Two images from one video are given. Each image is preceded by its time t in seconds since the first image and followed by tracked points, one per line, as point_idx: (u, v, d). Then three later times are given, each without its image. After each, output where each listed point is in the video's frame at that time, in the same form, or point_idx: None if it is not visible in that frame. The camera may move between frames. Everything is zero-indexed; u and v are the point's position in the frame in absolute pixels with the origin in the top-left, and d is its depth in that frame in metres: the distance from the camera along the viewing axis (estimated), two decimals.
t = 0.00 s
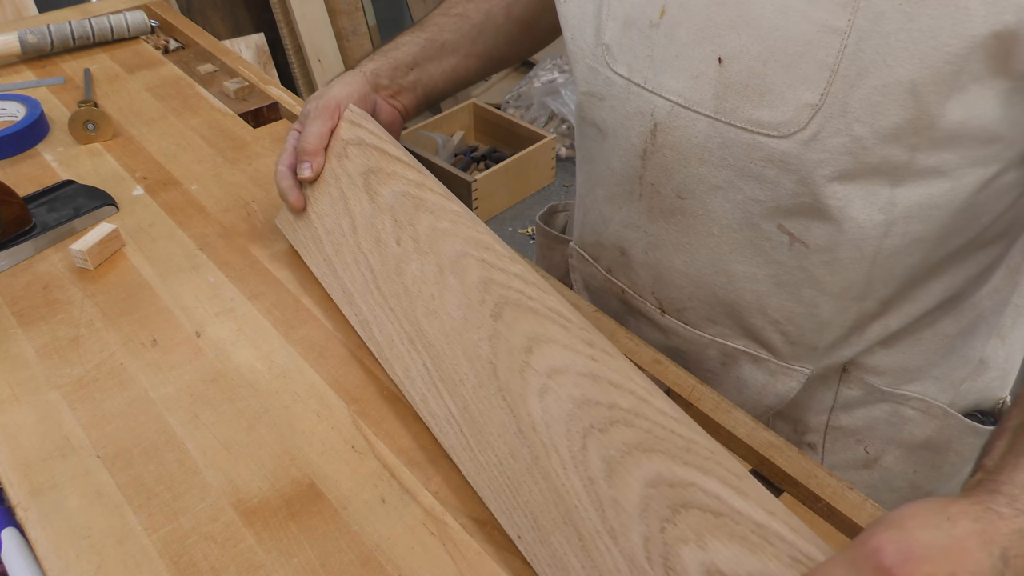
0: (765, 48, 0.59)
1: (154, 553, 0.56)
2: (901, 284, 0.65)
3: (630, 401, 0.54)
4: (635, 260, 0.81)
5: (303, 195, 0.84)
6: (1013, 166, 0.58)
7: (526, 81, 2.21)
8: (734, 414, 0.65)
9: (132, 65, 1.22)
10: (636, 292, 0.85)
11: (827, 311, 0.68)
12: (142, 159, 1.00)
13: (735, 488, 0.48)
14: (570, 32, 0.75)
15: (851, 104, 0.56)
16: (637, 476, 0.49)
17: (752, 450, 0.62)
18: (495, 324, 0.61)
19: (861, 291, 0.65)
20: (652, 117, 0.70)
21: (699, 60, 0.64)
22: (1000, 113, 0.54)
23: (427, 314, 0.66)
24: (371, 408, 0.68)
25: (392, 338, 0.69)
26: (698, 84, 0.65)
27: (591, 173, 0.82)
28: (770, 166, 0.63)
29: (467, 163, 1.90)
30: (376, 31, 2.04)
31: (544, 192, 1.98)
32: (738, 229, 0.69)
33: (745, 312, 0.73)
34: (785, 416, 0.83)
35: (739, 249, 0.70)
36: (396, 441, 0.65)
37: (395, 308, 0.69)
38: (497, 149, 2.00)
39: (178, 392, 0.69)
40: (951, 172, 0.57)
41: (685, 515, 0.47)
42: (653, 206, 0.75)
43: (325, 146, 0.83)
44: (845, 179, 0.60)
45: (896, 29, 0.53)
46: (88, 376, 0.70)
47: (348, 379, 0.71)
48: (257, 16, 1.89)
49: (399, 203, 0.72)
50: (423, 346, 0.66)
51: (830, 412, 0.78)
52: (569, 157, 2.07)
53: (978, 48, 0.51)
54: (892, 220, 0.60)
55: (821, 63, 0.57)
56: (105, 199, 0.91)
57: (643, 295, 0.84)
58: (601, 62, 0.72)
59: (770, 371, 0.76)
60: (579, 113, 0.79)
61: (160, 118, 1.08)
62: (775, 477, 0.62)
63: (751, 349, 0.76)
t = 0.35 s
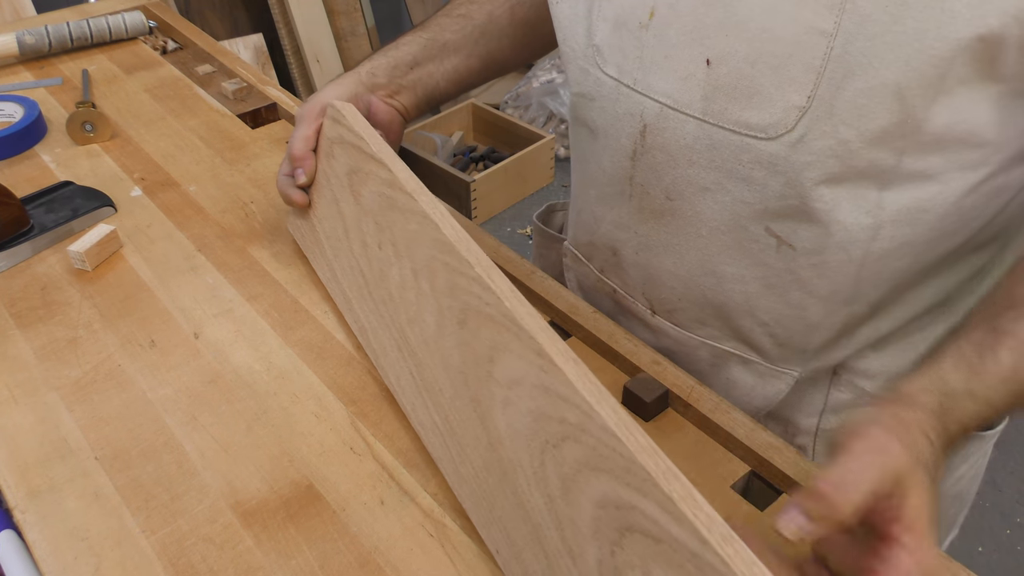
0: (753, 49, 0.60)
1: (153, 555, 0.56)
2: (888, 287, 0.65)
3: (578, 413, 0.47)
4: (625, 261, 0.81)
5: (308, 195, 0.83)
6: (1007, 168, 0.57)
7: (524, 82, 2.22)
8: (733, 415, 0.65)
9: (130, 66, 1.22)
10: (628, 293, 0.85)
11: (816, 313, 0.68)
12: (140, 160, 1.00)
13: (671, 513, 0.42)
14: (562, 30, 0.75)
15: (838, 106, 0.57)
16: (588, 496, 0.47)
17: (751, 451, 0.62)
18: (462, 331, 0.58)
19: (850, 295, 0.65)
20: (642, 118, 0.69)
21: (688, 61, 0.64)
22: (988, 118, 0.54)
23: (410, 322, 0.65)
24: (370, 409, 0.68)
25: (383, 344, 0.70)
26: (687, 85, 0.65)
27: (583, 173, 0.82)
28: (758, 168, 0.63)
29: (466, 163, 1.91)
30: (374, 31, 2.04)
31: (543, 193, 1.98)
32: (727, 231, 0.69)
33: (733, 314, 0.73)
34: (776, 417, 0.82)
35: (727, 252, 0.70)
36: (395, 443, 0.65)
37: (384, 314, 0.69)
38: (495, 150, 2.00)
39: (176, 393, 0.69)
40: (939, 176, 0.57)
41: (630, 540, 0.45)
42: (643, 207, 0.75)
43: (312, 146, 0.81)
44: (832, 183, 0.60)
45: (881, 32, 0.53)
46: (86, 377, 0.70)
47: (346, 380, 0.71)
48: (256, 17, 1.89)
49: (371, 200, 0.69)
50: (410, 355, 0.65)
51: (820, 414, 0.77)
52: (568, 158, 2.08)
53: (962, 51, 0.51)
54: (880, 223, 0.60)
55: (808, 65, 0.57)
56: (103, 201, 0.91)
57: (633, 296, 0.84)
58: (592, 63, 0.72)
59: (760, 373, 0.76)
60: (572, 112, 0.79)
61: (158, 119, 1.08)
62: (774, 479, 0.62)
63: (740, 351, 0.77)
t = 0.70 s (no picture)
0: (757, 50, 0.59)
1: (153, 555, 0.56)
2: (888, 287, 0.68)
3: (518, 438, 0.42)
4: (627, 262, 0.82)
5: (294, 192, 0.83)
6: (1004, 173, 0.60)
7: (529, 79, 2.21)
8: (738, 419, 0.65)
9: (134, 62, 1.22)
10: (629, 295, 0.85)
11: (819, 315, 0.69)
12: (143, 157, 1.00)
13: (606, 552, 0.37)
14: (566, 30, 0.75)
15: (843, 108, 0.57)
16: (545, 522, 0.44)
17: (755, 456, 0.62)
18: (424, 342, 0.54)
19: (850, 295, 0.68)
20: (645, 119, 0.69)
21: (691, 61, 0.64)
22: (992, 119, 0.55)
23: (389, 329, 0.63)
24: (372, 409, 0.68)
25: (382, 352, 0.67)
26: (691, 86, 0.64)
27: (584, 174, 0.82)
28: (762, 171, 0.63)
29: (470, 161, 1.90)
30: (379, 28, 2.03)
31: (547, 192, 1.98)
32: (730, 233, 0.69)
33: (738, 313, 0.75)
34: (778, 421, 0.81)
35: (730, 253, 0.70)
36: (397, 443, 0.65)
37: (372, 320, 0.67)
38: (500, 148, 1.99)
39: (177, 392, 0.69)
40: (943, 177, 0.59)
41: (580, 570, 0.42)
42: (645, 208, 0.75)
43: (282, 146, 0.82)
44: (836, 186, 0.60)
45: (888, 34, 0.53)
46: (87, 375, 0.70)
47: (348, 380, 0.70)
48: (261, 13, 1.89)
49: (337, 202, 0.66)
50: (398, 364, 0.63)
51: (823, 418, 0.77)
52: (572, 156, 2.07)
53: (969, 52, 0.51)
54: (883, 225, 0.61)
55: (814, 66, 0.57)
56: (106, 197, 0.90)
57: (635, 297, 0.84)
58: (595, 64, 0.72)
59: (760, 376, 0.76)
60: (574, 113, 0.79)
61: (161, 115, 1.08)
62: (778, 483, 0.61)
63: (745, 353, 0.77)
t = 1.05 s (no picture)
0: (752, 44, 0.59)
1: (155, 553, 0.56)
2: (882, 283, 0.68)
3: (489, 448, 0.43)
4: (623, 257, 0.82)
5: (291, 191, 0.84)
6: (997, 170, 0.61)
7: (532, 76, 2.21)
8: (739, 416, 0.65)
9: (136, 60, 1.22)
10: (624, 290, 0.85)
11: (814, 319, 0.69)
12: (146, 155, 1.00)
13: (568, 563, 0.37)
14: (563, 24, 0.74)
15: (836, 103, 0.57)
16: (522, 532, 0.45)
17: (758, 453, 0.62)
18: (409, 350, 0.56)
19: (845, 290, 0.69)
20: (639, 113, 0.69)
21: (686, 55, 0.64)
22: (985, 115, 0.56)
23: (383, 335, 0.64)
24: (374, 407, 0.68)
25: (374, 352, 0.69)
26: (686, 80, 0.64)
27: (581, 167, 0.82)
28: (755, 165, 0.63)
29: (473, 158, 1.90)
30: (381, 25, 2.03)
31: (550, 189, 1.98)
32: (723, 228, 0.69)
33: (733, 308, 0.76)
34: (774, 414, 0.80)
35: (724, 248, 0.71)
36: (398, 441, 0.65)
37: (371, 326, 0.69)
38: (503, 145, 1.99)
39: (179, 390, 0.69)
40: (937, 173, 0.60)
41: None
42: (640, 203, 0.75)
43: (276, 146, 0.84)
44: (828, 180, 0.61)
45: (882, 28, 0.53)
46: (90, 374, 0.70)
47: (350, 378, 0.70)
48: (263, 11, 1.89)
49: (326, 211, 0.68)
50: (392, 368, 0.65)
51: (818, 413, 0.77)
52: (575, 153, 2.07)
53: (962, 48, 0.51)
54: (876, 221, 0.62)
55: (808, 60, 0.57)
56: (109, 196, 0.91)
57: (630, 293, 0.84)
58: (592, 57, 0.72)
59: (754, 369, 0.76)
60: (570, 106, 0.78)
61: (163, 114, 1.08)
62: (780, 480, 0.60)
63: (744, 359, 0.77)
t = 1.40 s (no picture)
0: (746, 44, 0.59)
1: (152, 556, 0.55)
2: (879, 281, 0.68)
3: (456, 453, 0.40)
4: (619, 257, 0.82)
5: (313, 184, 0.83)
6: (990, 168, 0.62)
7: (528, 77, 2.21)
8: (736, 414, 0.65)
9: (131, 63, 1.22)
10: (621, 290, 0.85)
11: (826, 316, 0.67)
12: (141, 158, 1.00)
13: None
14: (557, 26, 0.75)
15: (832, 101, 0.57)
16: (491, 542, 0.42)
17: (753, 451, 0.62)
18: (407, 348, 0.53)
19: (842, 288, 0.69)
20: (635, 113, 0.69)
21: (680, 56, 0.64)
22: (979, 111, 0.56)
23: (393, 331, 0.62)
24: (370, 409, 0.67)
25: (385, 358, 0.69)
26: (680, 80, 0.64)
27: (577, 169, 0.82)
28: (751, 164, 0.63)
29: (469, 160, 1.90)
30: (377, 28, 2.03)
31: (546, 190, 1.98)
32: (720, 227, 0.70)
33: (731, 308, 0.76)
34: (772, 413, 0.81)
35: (722, 247, 0.71)
36: (395, 442, 0.64)
37: (381, 320, 0.67)
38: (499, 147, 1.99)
39: (176, 393, 0.68)
40: (933, 170, 0.60)
41: None
42: (636, 203, 0.75)
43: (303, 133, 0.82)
44: (825, 178, 0.61)
45: (875, 27, 0.53)
46: (85, 377, 0.70)
47: (346, 379, 0.70)
48: (259, 14, 1.89)
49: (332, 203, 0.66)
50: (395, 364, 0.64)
51: (817, 410, 0.77)
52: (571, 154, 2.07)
53: (956, 45, 0.52)
54: (873, 218, 0.63)
55: (802, 59, 0.57)
56: (104, 199, 0.90)
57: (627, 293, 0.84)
58: (587, 59, 0.72)
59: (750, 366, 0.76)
60: (564, 108, 0.79)
61: (159, 117, 1.08)
62: (776, 479, 0.61)
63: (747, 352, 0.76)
